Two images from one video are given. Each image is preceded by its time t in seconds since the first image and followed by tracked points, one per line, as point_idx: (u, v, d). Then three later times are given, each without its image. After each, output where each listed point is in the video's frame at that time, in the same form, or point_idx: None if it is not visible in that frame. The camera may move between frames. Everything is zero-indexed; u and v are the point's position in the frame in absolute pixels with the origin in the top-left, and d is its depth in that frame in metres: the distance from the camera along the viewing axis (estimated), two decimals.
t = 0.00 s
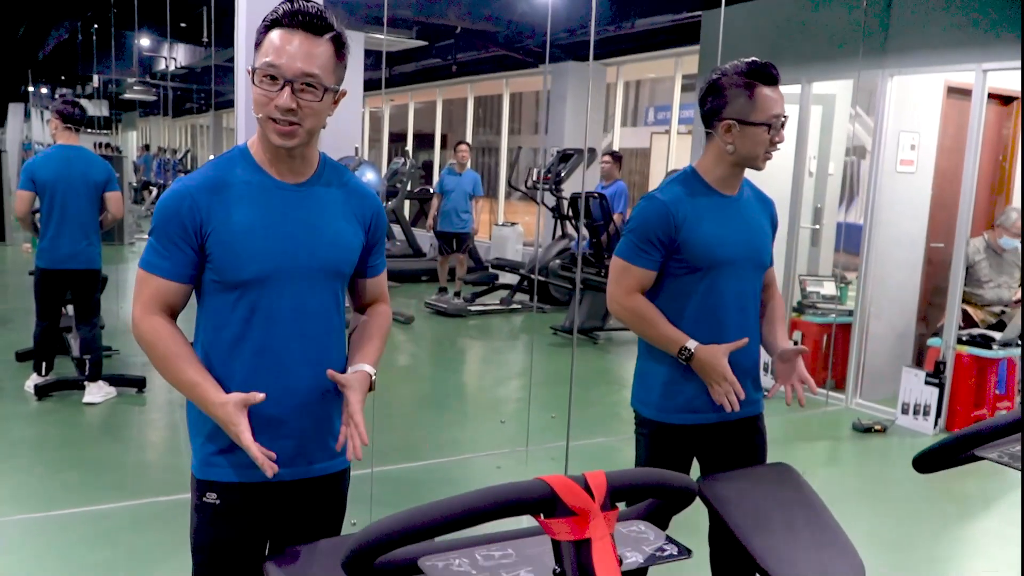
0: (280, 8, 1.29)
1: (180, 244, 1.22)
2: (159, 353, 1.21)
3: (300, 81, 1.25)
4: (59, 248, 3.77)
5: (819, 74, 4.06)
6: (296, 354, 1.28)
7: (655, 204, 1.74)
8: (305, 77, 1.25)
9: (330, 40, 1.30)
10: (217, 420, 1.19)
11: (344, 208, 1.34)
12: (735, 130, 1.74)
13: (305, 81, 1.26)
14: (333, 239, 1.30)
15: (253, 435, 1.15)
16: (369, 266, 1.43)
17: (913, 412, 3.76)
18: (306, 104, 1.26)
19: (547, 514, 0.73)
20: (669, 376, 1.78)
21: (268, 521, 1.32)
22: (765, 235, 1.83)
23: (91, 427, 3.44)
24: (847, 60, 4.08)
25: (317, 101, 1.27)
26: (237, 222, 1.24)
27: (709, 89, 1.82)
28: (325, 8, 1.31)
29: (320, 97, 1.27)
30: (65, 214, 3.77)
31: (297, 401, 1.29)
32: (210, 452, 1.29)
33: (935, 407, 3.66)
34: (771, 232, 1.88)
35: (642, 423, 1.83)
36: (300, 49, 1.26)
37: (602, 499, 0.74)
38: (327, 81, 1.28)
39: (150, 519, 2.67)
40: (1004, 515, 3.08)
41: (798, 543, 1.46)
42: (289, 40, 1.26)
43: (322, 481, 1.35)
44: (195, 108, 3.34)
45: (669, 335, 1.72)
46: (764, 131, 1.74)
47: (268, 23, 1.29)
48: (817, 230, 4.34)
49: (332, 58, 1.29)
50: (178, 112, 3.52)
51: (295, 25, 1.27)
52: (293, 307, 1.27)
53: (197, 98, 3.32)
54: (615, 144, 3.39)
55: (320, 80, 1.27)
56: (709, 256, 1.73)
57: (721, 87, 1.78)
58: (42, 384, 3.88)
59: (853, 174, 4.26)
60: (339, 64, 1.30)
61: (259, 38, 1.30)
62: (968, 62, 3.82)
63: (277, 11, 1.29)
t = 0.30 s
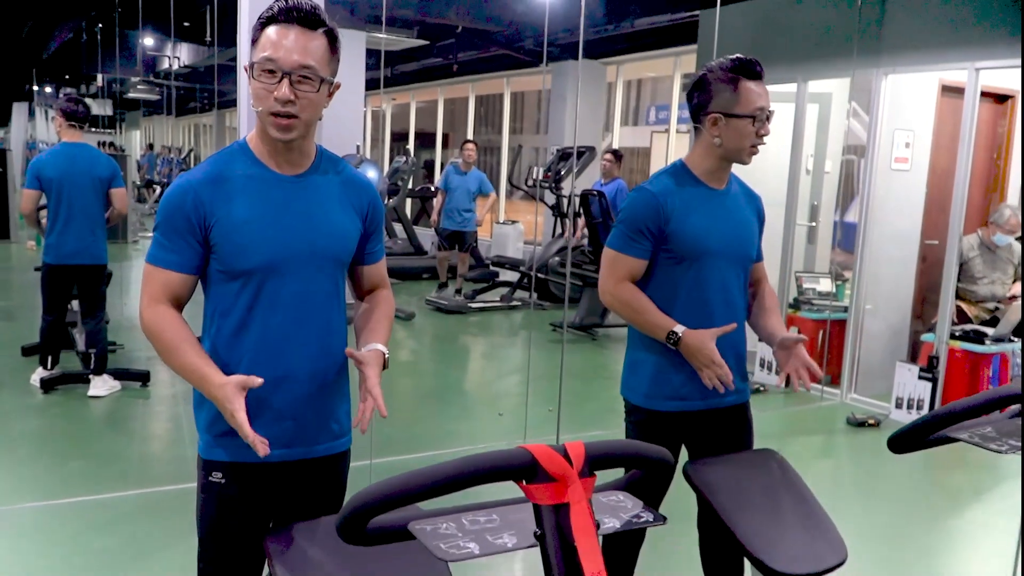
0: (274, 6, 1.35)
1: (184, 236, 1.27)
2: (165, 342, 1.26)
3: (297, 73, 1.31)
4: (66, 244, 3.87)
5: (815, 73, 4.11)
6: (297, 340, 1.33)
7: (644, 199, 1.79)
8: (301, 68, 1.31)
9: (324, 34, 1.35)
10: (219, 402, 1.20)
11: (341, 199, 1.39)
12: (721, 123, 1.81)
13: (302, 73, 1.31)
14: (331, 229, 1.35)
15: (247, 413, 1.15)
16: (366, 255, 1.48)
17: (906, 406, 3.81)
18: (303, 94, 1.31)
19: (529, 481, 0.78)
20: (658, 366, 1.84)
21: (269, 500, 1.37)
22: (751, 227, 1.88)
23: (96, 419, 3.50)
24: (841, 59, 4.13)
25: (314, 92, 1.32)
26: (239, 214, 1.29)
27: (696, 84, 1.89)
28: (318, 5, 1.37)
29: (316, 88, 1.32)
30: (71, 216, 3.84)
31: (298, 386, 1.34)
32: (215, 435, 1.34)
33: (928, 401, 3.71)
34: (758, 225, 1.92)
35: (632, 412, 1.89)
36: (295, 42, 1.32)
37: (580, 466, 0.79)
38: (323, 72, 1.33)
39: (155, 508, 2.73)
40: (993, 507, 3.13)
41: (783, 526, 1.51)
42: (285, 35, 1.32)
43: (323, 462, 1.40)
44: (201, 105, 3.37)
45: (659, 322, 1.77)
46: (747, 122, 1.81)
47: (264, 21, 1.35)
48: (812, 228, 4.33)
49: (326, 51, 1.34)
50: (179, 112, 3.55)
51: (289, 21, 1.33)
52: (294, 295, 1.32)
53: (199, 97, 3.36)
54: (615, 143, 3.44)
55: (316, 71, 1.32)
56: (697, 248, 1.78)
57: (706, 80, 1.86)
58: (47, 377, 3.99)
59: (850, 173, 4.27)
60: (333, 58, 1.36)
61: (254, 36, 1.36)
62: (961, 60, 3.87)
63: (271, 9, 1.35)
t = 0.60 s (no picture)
0: (271, 4, 1.42)
1: (190, 223, 1.31)
2: (171, 295, 1.24)
3: (296, 61, 1.37)
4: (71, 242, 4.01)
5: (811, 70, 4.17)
6: (297, 325, 1.38)
7: (634, 192, 1.84)
8: (300, 57, 1.37)
9: (320, 28, 1.42)
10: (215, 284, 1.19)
11: (339, 192, 1.44)
12: (701, 115, 1.86)
13: (301, 62, 1.37)
14: (330, 220, 1.40)
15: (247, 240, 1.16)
16: (363, 246, 1.54)
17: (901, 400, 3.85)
18: (303, 81, 1.37)
19: (509, 454, 0.83)
20: (649, 355, 1.89)
21: (270, 483, 1.42)
22: (739, 221, 1.92)
23: (100, 413, 3.55)
24: (837, 57, 4.19)
25: (312, 81, 1.39)
26: (243, 204, 1.34)
27: (672, 85, 1.95)
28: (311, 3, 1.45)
29: (315, 76, 1.39)
30: (74, 210, 3.99)
31: (297, 370, 1.39)
32: (217, 419, 1.38)
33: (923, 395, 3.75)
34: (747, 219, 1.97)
35: (622, 401, 1.94)
36: (293, 35, 1.38)
37: (559, 441, 0.84)
38: (319, 61, 1.40)
39: (159, 498, 2.78)
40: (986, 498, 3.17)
41: (767, 510, 1.55)
42: (282, 29, 1.38)
43: (322, 447, 1.45)
44: (203, 104, 3.43)
45: (655, 307, 1.80)
46: (728, 111, 1.85)
47: (261, 18, 1.41)
48: (810, 225, 4.49)
49: (322, 43, 1.41)
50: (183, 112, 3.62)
51: (285, 16, 1.40)
52: (294, 282, 1.36)
53: (202, 97, 3.42)
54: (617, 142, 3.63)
55: (314, 61, 1.39)
56: (686, 237, 1.83)
57: (678, 80, 1.92)
58: (53, 372, 4.08)
59: (849, 170, 4.37)
60: (329, 49, 1.43)
61: (252, 34, 1.42)
62: (954, 57, 3.90)
63: (268, 7, 1.42)
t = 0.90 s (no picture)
0: (280, 3, 1.46)
1: (192, 221, 1.34)
2: (176, 297, 1.31)
3: (304, 53, 1.41)
4: (72, 238, 4.01)
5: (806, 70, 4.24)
6: (295, 322, 1.42)
7: (632, 189, 1.88)
8: (308, 50, 1.42)
9: (327, 24, 1.47)
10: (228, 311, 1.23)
11: (338, 191, 1.48)
12: (693, 112, 1.90)
13: (309, 54, 1.42)
14: (329, 218, 1.44)
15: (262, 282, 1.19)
16: (361, 243, 1.58)
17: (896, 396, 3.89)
18: (310, 73, 1.42)
19: (496, 438, 0.87)
20: (646, 348, 1.92)
21: (267, 474, 1.46)
22: (738, 217, 1.95)
23: (102, 407, 3.60)
24: (832, 58, 4.31)
25: (320, 73, 1.43)
26: (244, 203, 1.37)
27: (662, 87, 1.99)
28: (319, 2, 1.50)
29: (322, 68, 1.43)
30: (71, 206, 3.94)
31: (294, 365, 1.43)
32: (214, 411, 1.42)
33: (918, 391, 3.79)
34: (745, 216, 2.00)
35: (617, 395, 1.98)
36: (301, 29, 1.42)
37: (544, 426, 0.88)
38: (327, 55, 1.44)
39: (162, 489, 2.83)
40: (979, 493, 3.21)
41: (754, 499, 1.59)
42: (289, 24, 1.42)
43: (316, 440, 1.49)
44: (206, 103, 3.49)
45: (652, 298, 1.83)
46: (719, 104, 1.89)
47: (269, 14, 1.45)
48: (807, 222, 4.62)
49: (330, 38, 1.46)
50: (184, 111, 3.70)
51: (293, 12, 1.45)
52: (293, 279, 1.40)
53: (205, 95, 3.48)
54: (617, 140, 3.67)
55: (321, 54, 1.43)
56: (683, 233, 1.87)
57: (668, 80, 1.96)
58: (57, 367, 4.15)
59: (847, 168, 4.52)
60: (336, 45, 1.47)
61: (258, 30, 1.46)
62: (951, 56, 3.83)
63: (277, 5, 1.46)
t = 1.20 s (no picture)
0: None
1: (179, 216, 1.38)
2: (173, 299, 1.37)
3: (294, 48, 1.45)
4: (69, 236, 3.83)
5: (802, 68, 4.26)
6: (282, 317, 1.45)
7: (644, 185, 1.89)
8: (297, 44, 1.45)
9: (317, 20, 1.50)
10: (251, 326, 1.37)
11: (327, 186, 1.50)
12: (709, 111, 1.92)
13: (299, 49, 1.45)
14: (317, 214, 1.46)
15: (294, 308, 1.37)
16: (352, 238, 1.60)
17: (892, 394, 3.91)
18: (300, 68, 1.45)
19: (483, 424, 0.90)
20: (654, 344, 1.96)
21: (258, 466, 1.49)
22: (746, 215, 1.98)
23: (104, 402, 3.63)
24: (829, 56, 4.33)
25: (309, 68, 1.46)
26: (232, 197, 1.40)
27: (678, 83, 2.00)
28: None
29: (311, 63, 1.46)
30: (67, 204, 3.79)
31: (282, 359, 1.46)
32: (201, 406, 1.44)
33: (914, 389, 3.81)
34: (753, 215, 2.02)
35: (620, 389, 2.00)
36: (291, 24, 1.46)
37: (529, 413, 0.91)
38: (316, 50, 1.47)
39: (163, 483, 2.87)
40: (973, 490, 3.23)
41: (742, 491, 1.62)
42: (281, 19, 1.46)
43: (304, 433, 1.51)
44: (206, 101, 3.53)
45: (668, 295, 1.88)
46: (734, 103, 1.91)
47: (259, 9, 1.48)
48: (804, 220, 4.63)
49: (320, 34, 1.49)
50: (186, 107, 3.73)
51: (284, 7, 1.48)
52: (279, 274, 1.43)
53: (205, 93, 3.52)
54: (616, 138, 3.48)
55: (311, 50, 1.46)
56: (693, 230, 1.89)
57: (686, 78, 1.98)
58: (59, 363, 4.08)
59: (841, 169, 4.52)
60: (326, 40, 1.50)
61: (250, 24, 1.49)
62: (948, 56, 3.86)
63: None
